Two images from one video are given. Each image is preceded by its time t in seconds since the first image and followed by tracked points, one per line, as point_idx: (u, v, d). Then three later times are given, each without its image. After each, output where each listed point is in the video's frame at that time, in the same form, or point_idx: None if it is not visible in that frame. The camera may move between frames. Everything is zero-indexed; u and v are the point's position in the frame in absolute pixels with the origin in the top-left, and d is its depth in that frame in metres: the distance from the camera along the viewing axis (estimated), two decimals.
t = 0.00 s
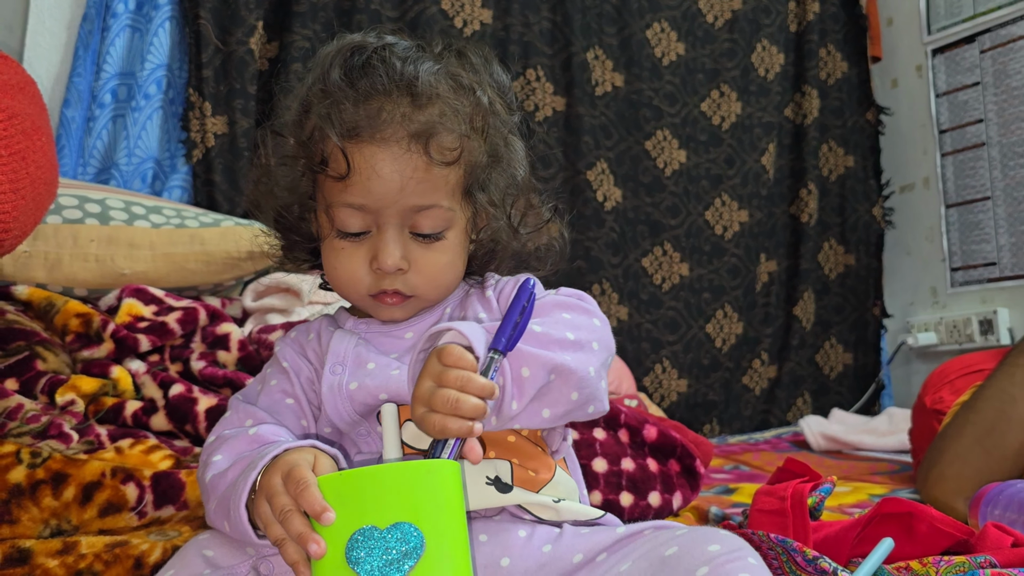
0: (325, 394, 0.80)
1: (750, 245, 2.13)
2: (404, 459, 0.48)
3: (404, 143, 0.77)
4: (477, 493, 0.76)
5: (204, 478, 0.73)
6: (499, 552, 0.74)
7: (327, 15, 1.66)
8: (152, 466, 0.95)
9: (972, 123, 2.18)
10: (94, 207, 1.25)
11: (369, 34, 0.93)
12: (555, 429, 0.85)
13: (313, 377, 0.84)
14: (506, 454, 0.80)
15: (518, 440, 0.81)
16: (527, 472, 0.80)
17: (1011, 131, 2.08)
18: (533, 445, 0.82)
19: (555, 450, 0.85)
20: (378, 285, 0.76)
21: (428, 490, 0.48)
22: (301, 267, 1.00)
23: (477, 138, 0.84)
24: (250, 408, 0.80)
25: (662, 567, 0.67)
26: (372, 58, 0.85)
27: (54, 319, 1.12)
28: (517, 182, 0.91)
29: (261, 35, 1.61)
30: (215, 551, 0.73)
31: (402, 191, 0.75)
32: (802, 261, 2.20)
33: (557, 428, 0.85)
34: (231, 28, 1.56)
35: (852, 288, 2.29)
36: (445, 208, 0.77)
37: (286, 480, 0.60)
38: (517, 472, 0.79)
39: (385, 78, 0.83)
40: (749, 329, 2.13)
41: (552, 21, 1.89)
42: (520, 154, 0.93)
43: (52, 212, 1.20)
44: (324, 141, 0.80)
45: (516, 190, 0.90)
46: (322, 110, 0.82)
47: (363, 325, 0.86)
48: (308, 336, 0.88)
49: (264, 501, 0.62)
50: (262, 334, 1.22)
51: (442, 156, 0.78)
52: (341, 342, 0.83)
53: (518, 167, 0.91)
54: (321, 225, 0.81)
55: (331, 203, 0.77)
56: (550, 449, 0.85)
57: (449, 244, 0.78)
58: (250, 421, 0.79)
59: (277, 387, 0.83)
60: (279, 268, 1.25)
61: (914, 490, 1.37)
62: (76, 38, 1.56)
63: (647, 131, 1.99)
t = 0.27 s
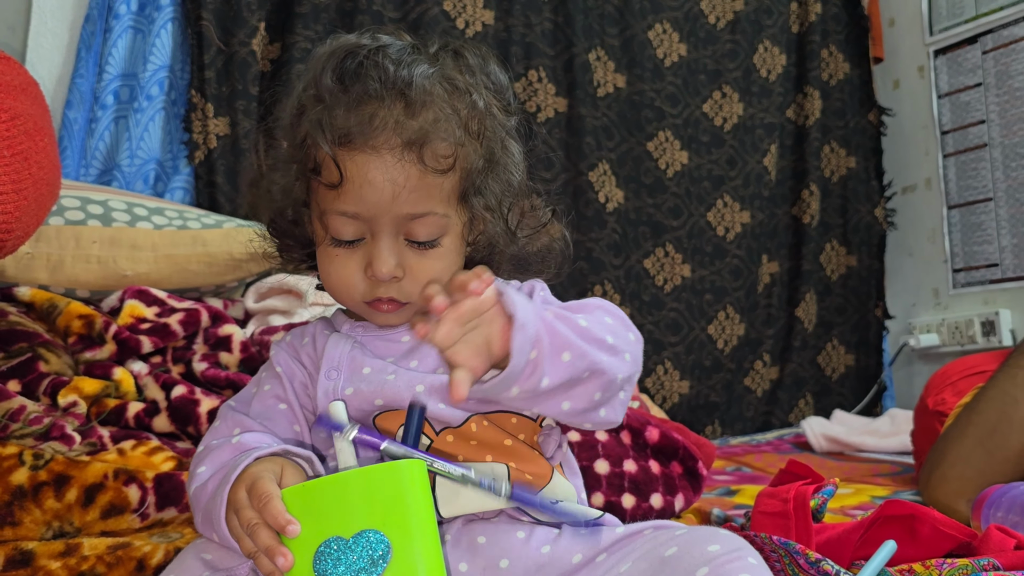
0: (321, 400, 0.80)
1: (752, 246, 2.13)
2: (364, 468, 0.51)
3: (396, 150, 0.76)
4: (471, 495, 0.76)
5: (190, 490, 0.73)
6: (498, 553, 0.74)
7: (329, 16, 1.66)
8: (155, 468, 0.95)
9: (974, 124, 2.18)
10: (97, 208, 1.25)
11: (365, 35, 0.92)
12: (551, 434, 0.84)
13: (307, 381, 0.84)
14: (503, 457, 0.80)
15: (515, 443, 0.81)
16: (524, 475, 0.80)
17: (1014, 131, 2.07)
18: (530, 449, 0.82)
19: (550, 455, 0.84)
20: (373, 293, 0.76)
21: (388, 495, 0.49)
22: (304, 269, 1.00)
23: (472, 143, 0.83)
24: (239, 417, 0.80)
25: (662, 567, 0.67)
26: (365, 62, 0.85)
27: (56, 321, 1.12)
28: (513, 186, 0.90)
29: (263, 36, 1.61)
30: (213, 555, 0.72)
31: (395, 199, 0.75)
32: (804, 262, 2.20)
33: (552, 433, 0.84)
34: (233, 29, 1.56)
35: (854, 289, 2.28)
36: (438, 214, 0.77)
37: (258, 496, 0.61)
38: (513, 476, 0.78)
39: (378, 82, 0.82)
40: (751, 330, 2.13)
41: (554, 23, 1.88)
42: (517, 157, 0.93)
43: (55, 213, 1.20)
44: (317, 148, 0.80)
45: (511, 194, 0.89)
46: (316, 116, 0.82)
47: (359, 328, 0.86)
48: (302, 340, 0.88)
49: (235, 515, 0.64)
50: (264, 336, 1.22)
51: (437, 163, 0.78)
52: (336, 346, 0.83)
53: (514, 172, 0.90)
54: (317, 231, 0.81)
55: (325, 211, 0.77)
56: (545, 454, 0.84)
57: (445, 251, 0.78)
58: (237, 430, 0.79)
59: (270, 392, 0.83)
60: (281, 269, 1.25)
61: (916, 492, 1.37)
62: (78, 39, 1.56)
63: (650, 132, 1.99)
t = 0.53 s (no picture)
0: (330, 399, 0.81)
1: (753, 245, 2.13)
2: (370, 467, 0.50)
3: (404, 153, 0.76)
4: (477, 495, 0.77)
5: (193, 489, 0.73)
6: (503, 552, 0.74)
7: (330, 15, 1.66)
8: (157, 467, 0.95)
9: (975, 123, 2.18)
10: (98, 207, 1.25)
11: (369, 33, 0.92)
12: (557, 434, 0.84)
13: (313, 378, 0.85)
14: (509, 457, 0.80)
15: (522, 443, 0.81)
16: (529, 476, 0.80)
17: (1015, 130, 2.07)
18: (536, 450, 0.82)
19: (557, 455, 0.84)
20: (381, 295, 0.77)
21: (396, 492, 0.49)
22: (306, 268, 1.00)
23: (479, 144, 0.83)
24: (243, 414, 0.79)
25: (665, 568, 0.67)
26: (371, 63, 0.84)
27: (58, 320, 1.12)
28: (520, 185, 0.90)
29: (265, 35, 1.61)
30: (217, 553, 0.72)
31: (403, 203, 0.75)
32: (805, 261, 2.20)
33: (558, 433, 0.84)
34: (235, 28, 1.56)
35: (855, 288, 2.28)
36: (446, 217, 0.77)
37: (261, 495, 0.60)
38: (519, 476, 0.79)
39: (384, 84, 0.82)
40: (752, 329, 2.13)
41: (555, 22, 1.88)
42: (524, 155, 0.93)
43: (56, 213, 1.20)
44: (322, 150, 0.80)
45: (519, 193, 0.90)
46: (321, 117, 0.82)
47: (367, 326, 0.87)
48: (308, 337, 0.89)
49: (241, 513, 0.63)
50: (266, 335, 1.22)
51: (445, 166, 0.78)
52: (346, 345, 0.84)
53: (521, 171, 0.90)
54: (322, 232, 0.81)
55: (331, 214, 0.77)
56: (551, 454, 0.84)
57: (451, 252, 0.79)
58: (241, 428, 0.78)
59: (274, 389, 0.83)
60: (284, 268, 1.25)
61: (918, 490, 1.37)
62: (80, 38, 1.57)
63: (651, 131, 1.99)
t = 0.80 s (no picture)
0: (334, 392, 0.81)
1: (754, 244, 2.13)
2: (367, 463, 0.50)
3: (438, 163, 0.76)
4: (478, 492, 0.76)
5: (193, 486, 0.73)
6: (503, 549, 0.74)
7: (330, 14, 1.66)
8: (157, 465, 0.95)
9: (976, 121, 2.17)
10: (98, 206, 1.25)
11: (394, 33, 0.90)
12: (561, 431, 0.82)
13: (317, 374, 0.85)
14: (511, 454, 0.80)
15: (525, 440, 0.80)
16: (531, 473, 0.80)
17: (1016, 128, 2.07)
18: (540, 447, 0.81)
19: (560, 453, 0.82)
20: (404, 299, 0.78)
21: (391, 489, 0.49)
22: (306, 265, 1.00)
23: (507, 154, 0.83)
24: (244, 411, 0.79)
25: (666, 565, 0.67)
26: (401, 66, 0.83)
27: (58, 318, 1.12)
28: (539, 191, 0.91)
29: (265, 34, 1.61)
30: (216, 550, 0.72)
31: (435, 213, 0.75)
32: (806, 260, 2.19)
33: (563, 429, 0.83)
34: (235, 27, 1.56)
35: (856, 287, 2.28)
36: (473, 225, 0.78)
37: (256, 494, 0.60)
38: (521, 473, 0.79)
39: (414, 87, 0.81)
40: (753, 328, 2.13)
41: (556, 20, 1.88)
42: (542, 160, 0.93)
43: (57, 212, 1.20)
44: (354, 153, 0.77)
45: (538, 199, 0.91)
46: (353, 121, 0.79)
47: (378, 322, 0.87)
48: (314, 333, 0.89)
49: (236, 513, 0.63)
50: (266, 333, 1.22)
51: (475, 177, 0.78)
52: (353, 342, 0.85)
53: (540, 176, 0.91)
54: (342, 234, 0.80)
55: (358, 219, 0.76)
56: (555, 451, 0.82)
57: (473, 258, 0.80)
58: (241, 425, 0.77)
59: (277, 384, 0.83)
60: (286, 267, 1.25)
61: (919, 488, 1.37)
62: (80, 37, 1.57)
63: (651, 129, 1.99)
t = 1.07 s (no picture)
0: (346, 392, 0.81)
1: (755, 243, 2.13)
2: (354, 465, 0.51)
3: (458, 155, 0.76)
4: (485, 492, 0.75)
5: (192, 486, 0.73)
6: (506, 548, 0.73)
7: (331, 13, 1.66)
8: (159, 464, 0.95)
9: (977, 119, 2.17)
10: (100, 205, 1.25)
11: (410, 26, 0.90)
12: (569, 438, 0.82)
13: (326, 372, 0.85)
14: (519, 456, 0.79)
15: (533, 443, 0.79)
16: (540, 476, 0.78)
17: (1017, 127, 2.07)
18: (549, 450, 0.80)
19: (569, 458, 0.81)
20: (422, 293, 0.78)
21: (381, 489, 0.50)
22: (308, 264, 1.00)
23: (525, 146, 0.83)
24: (244, 410, 0.79)
25: (669, 566, 0.66)
26: (420, 59, 0.83)
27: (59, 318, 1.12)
28: (553, 184, 0.91)
29: (266, 33, 1.61)
30: (218, 549, 0.72)
31: (455, 204, 0.75)
32: (807, 258, 2.19)
33: (572, 436, 0.82)
34: (236, 26, 1.56)
35: (858, 285, 2.28)
36: (492, 217, 0.78)
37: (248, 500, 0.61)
38: (530, 475, 0.77)
39: (434, 81, 0.81)
40: (754, 327, 2.13)
41: (557, 19, 1.89)
42: (558, 153, 0.93)
43: (58, 211, 1.20)
44: (373, 147, 0.78)
45: (552, 192, 0.91)
46: (370, 113, 0.80)
47: (392, 319, 0.87)
48: (325, 329, 0.88)
49: (226, 520, 0.64)
50: (267, 333, 1.21)
51: (495, 169, 0.78)
52: (366, 341, 0.84)
53: (555, 169, 0.91)
54: (359, 227, 0.80)
55: (377, 212, 0.76)
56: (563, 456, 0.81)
57: (491, 251, 0.80)
58: (242, 424, 0.77)
59: (283, 381, 0.83)
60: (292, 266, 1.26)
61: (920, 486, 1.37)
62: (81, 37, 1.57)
63: (652, 128, 1.99)
